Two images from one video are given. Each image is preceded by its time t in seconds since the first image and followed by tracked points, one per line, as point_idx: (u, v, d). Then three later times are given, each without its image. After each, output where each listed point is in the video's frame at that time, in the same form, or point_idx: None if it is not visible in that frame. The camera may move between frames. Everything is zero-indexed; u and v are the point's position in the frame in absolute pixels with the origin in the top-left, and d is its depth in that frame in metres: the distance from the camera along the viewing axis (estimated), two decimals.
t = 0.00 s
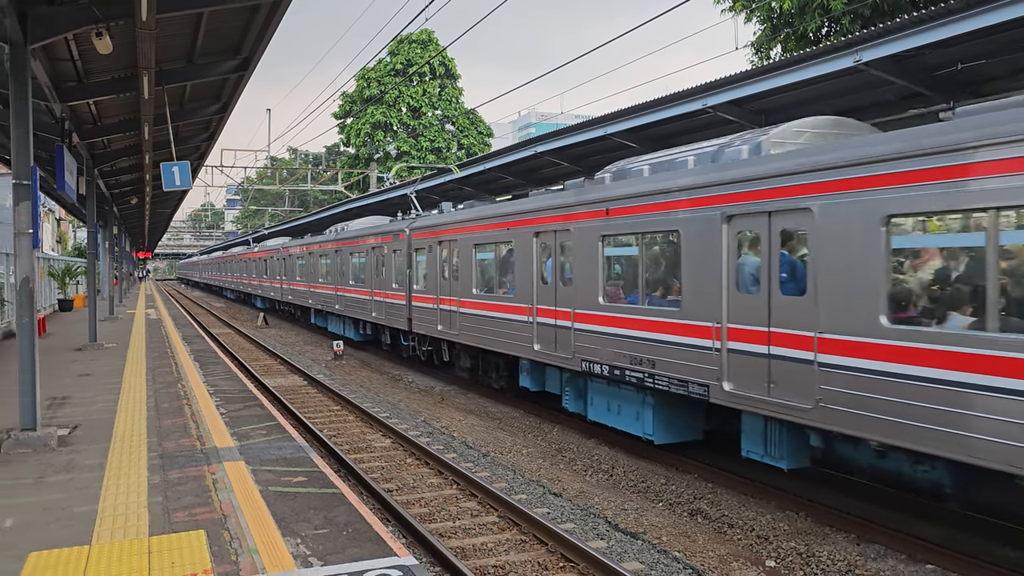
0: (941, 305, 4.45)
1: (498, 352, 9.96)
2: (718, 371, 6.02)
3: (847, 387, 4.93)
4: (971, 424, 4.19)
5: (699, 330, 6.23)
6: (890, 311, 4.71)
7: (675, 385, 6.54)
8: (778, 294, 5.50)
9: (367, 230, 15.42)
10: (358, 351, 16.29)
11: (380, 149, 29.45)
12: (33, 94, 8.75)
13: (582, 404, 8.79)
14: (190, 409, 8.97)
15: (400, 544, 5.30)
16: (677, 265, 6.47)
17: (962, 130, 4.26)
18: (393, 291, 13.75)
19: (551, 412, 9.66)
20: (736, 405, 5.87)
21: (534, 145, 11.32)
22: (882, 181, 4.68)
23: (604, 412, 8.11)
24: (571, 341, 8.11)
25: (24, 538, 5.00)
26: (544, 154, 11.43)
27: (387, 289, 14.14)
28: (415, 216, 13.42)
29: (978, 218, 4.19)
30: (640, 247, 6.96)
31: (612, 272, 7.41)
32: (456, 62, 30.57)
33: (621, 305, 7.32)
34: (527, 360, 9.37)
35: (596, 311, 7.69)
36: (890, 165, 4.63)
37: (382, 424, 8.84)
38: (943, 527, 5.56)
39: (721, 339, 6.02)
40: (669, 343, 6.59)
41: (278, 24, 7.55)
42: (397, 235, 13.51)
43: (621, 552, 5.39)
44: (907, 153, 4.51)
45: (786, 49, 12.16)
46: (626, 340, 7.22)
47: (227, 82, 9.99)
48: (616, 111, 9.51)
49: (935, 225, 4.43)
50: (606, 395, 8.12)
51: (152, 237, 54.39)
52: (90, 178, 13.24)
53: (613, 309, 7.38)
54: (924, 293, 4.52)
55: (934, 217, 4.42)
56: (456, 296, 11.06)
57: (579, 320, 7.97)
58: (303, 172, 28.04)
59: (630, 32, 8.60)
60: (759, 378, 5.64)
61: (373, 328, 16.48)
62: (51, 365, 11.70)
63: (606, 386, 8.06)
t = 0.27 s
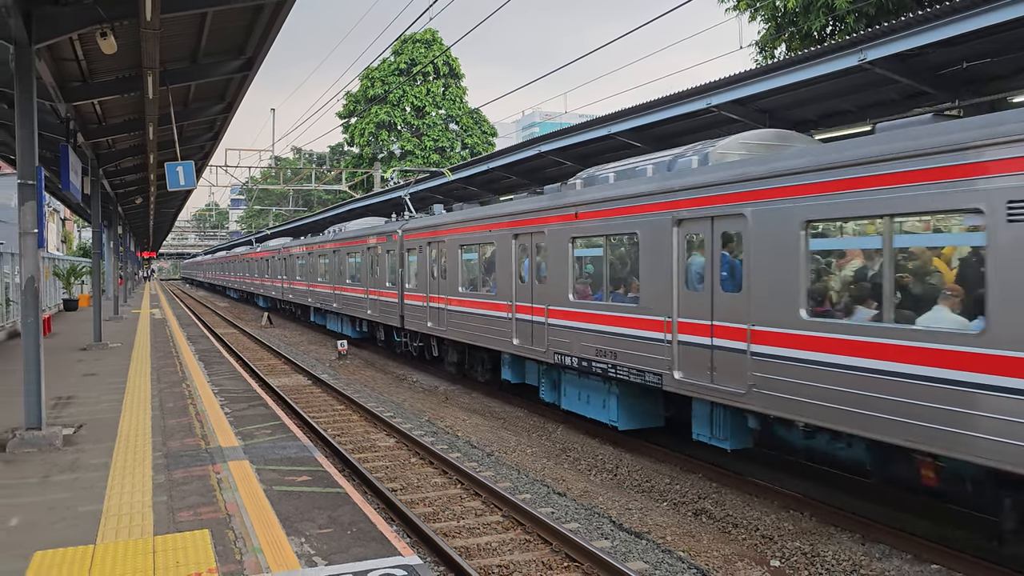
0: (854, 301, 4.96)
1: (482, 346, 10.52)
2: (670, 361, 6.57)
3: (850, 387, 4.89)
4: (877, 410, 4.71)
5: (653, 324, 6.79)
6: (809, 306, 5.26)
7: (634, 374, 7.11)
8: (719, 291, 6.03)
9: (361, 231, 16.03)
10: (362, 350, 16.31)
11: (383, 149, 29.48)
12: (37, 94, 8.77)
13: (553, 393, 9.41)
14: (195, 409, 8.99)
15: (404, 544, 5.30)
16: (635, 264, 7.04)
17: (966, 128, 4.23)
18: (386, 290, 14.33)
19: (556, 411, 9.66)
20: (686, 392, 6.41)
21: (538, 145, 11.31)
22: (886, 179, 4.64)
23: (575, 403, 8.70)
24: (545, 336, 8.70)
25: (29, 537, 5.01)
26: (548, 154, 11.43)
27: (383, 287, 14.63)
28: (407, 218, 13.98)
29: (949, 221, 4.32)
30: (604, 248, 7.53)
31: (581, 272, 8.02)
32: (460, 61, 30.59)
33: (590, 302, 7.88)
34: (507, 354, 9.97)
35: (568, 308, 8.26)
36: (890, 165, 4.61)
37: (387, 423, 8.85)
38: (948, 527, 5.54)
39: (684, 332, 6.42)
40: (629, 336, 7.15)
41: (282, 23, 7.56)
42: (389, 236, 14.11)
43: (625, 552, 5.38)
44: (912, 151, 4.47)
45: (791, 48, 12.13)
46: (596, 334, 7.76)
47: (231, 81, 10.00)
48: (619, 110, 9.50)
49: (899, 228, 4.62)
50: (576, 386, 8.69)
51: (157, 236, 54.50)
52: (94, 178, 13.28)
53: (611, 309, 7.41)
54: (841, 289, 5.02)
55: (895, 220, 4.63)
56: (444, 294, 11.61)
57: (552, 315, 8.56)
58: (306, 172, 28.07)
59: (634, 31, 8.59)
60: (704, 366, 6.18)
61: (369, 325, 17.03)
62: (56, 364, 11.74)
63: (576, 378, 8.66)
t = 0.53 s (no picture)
0: (776, 298, 5.63)
1: (468, 341, 11.22)
2: (628, 351, 7.29)
3: (859, 387, 4.90)
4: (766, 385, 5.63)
5: (615, 319, 7.49)
6: (742, 302, 5.94)
7: (599, 364, 7.81)
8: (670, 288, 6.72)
9: (357, 231, 16.67)
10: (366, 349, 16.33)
11: (388, 148, 29.52)
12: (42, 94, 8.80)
13: (531, 384, 10.07)
14: (199, 408, 9.00)
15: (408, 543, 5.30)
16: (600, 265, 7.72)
17: (973, 127, 4.22)
18: (380, 288, 14.94)
19: (561, 411, 9.64)
20: (643, 379, 7.11)
21: (542, 144, 11.30)
22: (894, 177, 4.63)
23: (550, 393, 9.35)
24: (522, 331, 9.38)
25: (34, 536, 5.02)
26: (552, 153, 11.42)
27: (379, 285, 15.10)
28: (401, 219, 14.62)
29: (851, 225, 4.97)
30: (574, 249, 8.20)
31: (553, 271, 8.72)
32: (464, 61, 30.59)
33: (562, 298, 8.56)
34: (489, 347, 10.70)
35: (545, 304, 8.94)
36: (888, 164, 4.66)
37: (391, 422, 8.85)
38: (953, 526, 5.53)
39: (696, 334, 6.39)
40: (595, 330, 7.85)
41: (286, 23, 7.57)
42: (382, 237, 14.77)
43: (629, 552, 5.37)
44: (920, 149, 4.45)
45: (795, 47, 12.10)
46: (580, 331, 8.14)
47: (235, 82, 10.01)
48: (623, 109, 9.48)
49: (828, 230, 5.15)
50: (552, 377, 9.33)
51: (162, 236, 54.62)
52: (99, 177, 13.31)
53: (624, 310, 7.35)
54: (766, 286, 5.69)
55: (827, 224, 5.14)
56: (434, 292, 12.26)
57: (529, 312, 9.25)
58: (310, 172, 28.11)
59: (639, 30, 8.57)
60: (657, 356, 6.87)
61: (366, 322, 17.64)
62: (61, 363, 11.78)
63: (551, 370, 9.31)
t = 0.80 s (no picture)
0: (713, 295, 6.35)
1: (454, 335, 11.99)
2: (592, 343, 8.08)
3: (863, 386, 4.93)
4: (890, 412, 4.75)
5: (582, 314, 8.23)
6: (685, 298, 6.67)
7: (567, 356, 8.61)
8: (628, 286, 7.46)
9: (353, 232, 17.35)
10: (370, 349, 16.35)
11: (392, 148, 29.56)
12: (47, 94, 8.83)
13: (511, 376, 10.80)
14: (204, 407, 9.02)
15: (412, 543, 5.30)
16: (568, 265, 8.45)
17: (981, 127, 4.23)
18: (375, 287, 15.64)
19: (565, 410, 9.63)
20: (606, 369, 7.83)
21: (546, 142, 11.29)
22: (897, 176, 4.66)
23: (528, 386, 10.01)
24: (501, 325, 10.20)
25: (40, 535, 5.03)
26: (557, 152, 11.41)
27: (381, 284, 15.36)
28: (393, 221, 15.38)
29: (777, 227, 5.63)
30: (547, 250, 8.96)
31: (529, 271, 9.45)
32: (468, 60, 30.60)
33: (538, 295, 9.29)
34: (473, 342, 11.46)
35: (522, 300, 9.67)
36: (887, 164, 4.72)
37: (395, 422, 8.86)
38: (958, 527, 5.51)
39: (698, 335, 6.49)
40: (566, 324, 8.58)
41: (290, 23, 7.58)
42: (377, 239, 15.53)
43: (634, 551, 5.37)
44: (923, 149, 4.49)
45: (800, 46, 12.07)
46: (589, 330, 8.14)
47: (240, 81, 10.02)
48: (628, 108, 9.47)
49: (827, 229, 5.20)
50: (529, 369, 10.01)
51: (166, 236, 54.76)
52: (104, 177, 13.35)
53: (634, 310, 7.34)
54: (706, 284, 6.39)
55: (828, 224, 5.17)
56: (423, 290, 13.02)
57: (508, 307, 9.99)
58: (314, 171, 28.15)
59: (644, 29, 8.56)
60: (616, 348, 7.66)
61: (362, 320, 18.37)
62: (67, 362, 11.82)
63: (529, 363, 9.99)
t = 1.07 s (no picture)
0: (661, 291, 7.17)
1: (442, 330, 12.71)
2: (561, 336, 8.87)
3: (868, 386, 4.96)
4: (806, 393, 5.47)
5: (552, 310, 9.04)
6: (638, 294, 7.51)
7: (541, 347, 9.39)
8: (592, 283, 8.27)
9: (350, 232, 18.04)
10: (374, 348, 16.37)
11: (396, 147, 29.57)
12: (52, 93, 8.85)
13: (494, 367, 11.50)
14: (208, 406, 9.03)
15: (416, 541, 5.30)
16: (540, 264, 9.24)
17: (984, 126, 4.26)
18: (371, 285, 16.37)
19: (570, 410, 9.62)
20: (573, 359, 8.64)
21: (550, 141, 11.28)
22: (902, 177, 4.69)
23: (510, 376, 10.66)
24: (483, 320, 10.97)
25: (45, 533, 5.05)
26: (561, 151, 11.40)
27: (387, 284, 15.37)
28: (387, 221, 16.11)
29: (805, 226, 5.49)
30: (523, 250, 9.71)
31: (507, 271, 10.21)
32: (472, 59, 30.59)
33: (516, 292, 10.02)
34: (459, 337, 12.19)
35: (502, 298, 10.41)
36: (888, 165, 4.78)
37: (399, 420, 8.87)
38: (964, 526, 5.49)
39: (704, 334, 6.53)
40: (539, 319, 9.37)
41: (294, 22, 7.58)
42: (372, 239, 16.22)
43: (638, 551, 5.36)
44: (927, 149, 4.53)
45: (805, 45, 12.04)
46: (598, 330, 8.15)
47: (245, 80, 10.01)
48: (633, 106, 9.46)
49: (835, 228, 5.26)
50: (509, 360, 10.72)
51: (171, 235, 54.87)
52: (108, 176, 13.39)
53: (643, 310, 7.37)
54: (657, 282, 7.19)
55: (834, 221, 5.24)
56: (419, 288, 13.53)
57: (489, 304, 10.74)
58: (318, 171, 28.18)
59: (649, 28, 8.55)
60: (582, 340, 8.46)
61: (359, 316, 19.09)
62: (71, 361, 11.85)
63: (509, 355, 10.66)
